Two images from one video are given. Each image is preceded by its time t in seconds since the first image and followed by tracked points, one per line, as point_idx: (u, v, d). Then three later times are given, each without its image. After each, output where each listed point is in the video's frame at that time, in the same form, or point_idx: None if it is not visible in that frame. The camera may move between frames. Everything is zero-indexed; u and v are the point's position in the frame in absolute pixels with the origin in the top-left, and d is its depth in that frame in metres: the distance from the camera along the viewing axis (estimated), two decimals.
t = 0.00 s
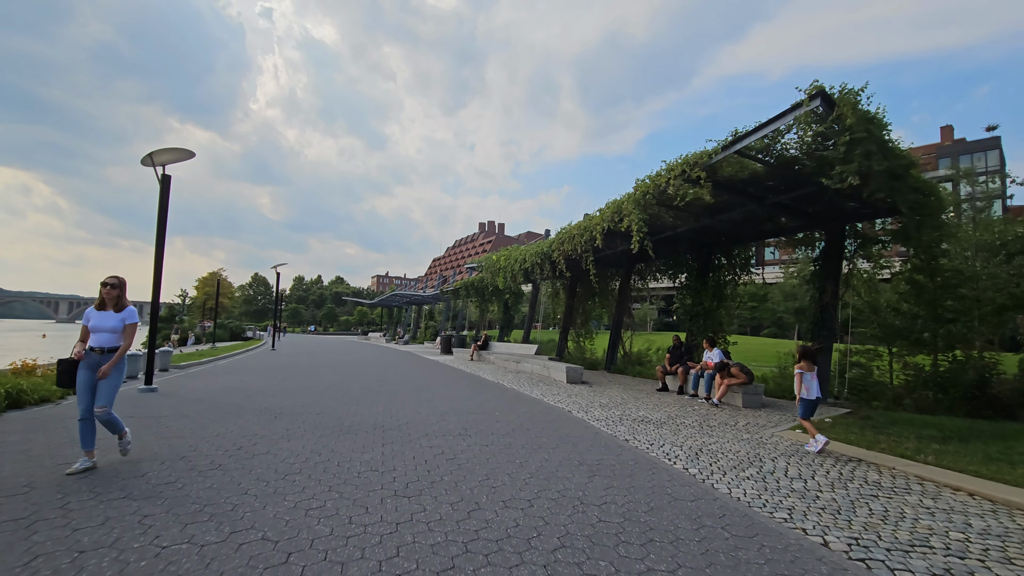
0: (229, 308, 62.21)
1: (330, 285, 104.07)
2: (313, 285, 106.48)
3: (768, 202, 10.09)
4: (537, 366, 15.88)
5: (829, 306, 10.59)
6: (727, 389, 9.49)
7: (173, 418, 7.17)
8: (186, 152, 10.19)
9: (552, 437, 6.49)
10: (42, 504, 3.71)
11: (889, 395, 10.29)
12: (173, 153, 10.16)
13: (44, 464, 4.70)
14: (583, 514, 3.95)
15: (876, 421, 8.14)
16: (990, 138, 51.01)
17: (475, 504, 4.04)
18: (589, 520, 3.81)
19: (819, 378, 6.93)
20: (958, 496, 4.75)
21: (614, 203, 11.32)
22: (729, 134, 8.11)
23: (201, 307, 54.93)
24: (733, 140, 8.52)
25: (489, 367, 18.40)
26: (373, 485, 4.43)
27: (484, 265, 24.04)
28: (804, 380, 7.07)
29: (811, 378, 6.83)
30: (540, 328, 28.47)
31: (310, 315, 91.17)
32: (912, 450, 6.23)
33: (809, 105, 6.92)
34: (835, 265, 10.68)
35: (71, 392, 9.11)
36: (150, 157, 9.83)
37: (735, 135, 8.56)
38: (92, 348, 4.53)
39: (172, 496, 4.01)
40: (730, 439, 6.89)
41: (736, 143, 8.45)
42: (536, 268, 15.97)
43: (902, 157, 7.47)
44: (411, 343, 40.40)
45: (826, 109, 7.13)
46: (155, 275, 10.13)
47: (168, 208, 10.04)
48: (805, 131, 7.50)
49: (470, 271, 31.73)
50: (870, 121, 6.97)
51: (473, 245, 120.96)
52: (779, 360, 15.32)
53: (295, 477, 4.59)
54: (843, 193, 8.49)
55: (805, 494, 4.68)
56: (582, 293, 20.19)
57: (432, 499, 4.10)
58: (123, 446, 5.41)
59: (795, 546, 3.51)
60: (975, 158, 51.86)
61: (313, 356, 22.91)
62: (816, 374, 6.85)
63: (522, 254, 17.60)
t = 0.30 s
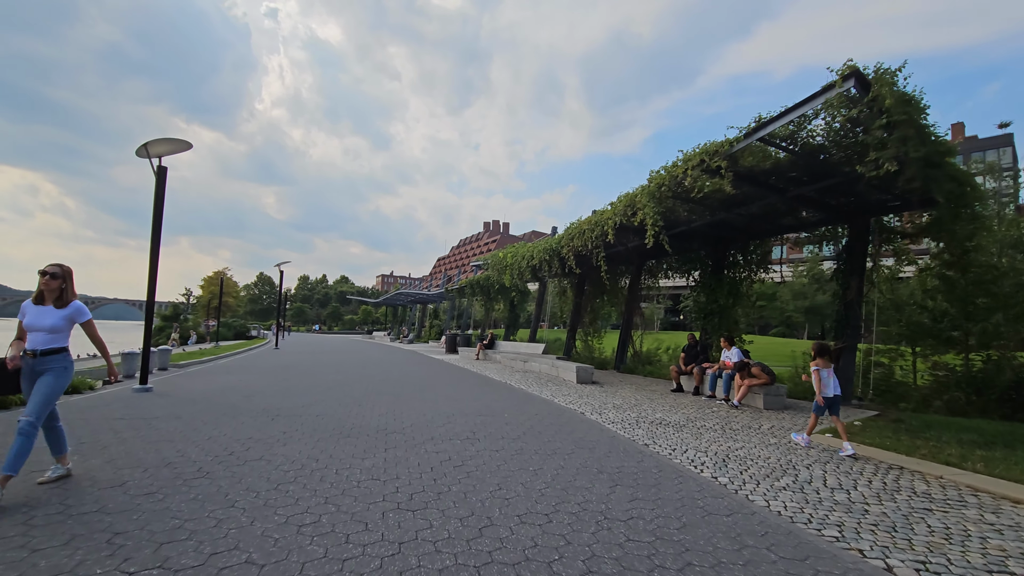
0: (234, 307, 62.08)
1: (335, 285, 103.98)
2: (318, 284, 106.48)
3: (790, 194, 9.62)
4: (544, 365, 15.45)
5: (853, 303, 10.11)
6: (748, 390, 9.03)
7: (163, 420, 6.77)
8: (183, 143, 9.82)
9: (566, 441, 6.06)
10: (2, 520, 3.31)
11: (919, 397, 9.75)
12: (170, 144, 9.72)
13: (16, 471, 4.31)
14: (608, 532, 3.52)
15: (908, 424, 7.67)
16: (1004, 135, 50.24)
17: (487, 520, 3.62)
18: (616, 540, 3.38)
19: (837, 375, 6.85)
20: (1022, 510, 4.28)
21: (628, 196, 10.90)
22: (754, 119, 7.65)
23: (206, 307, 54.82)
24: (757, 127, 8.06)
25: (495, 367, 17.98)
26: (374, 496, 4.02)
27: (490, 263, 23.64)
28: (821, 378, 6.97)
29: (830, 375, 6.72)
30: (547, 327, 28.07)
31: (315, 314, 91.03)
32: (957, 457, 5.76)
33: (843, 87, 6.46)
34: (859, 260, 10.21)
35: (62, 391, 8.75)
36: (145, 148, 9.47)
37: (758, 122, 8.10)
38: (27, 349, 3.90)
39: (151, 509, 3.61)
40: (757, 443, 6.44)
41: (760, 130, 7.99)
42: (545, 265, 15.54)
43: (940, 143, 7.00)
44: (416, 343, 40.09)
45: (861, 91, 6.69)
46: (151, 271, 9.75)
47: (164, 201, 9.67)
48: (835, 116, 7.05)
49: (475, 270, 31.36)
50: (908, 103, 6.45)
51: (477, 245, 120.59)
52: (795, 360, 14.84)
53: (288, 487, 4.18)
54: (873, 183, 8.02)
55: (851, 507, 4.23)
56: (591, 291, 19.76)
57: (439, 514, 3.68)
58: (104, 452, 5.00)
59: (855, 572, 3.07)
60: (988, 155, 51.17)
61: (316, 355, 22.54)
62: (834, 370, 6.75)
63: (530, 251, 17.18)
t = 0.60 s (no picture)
0: (238, 308, 61.86)
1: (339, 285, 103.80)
2: (322, 284, 106.27)
3: (813, 189, 9.13)
4: (553, 368, 14.98)
5: (880, 303, 9.60)
6: (771, 396, 8.56)
7: (151, 430, 6.34)
8: (176, 138, 9.40)
9: (582, 454, 5.60)
10: None
11: (951, 403, 9.20)
12: (163, 138, 9.34)
13: None
14: (641, 569, 3.06)
15: (946, 433, 7.18)
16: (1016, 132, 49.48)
17: (501, 554, 3.16)
18: None
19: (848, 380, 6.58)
20: None
21: (641, 192, 10.44)
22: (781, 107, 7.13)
23: (209, 307, 54.62)
24: (782, 117, 7.54)
25: (502, 369, 17.54)
26: (373, 523, 3.57)
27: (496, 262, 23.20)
28: (830, 384, 6.75)
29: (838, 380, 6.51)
30: (554, 327, 27.61)
31: (320, 315, 90.82)
32: (1011, 473, 5.26)
33: (882, 69, 5.94)
34: (886, 257, 9.70)
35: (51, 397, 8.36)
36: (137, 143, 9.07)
37: (784, 111, 7.58)
38: None
39: (118, 541, 3.17)
40: (788, 455, 5.97)
41: (786, 119, 7.47)
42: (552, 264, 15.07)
43: (984, 131, 6.49)
44: (420, 343, 39.70)
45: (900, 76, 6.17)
46: (144, 271, 9.34)
47: (157, 198, 9.26)
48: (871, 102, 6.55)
49: (481, 269, 30.93)
50: (952, 87, 5.95)
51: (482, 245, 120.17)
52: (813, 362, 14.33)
53: (277, 511, 3.73)
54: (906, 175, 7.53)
55: (910, 535, 3.75)
56: (599, 290, 19.30)
57: (447, 547, 3.22)
58: (79, 469, 4.58)
59: None
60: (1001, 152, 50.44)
61: (319, 356, 22.15)
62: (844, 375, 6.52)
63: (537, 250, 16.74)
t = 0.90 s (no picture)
0: (241, 308, 61.65)
1: (343, 286, 103.56)
2: (325, 285, 106.09)
3: (839, 179, 8.66)
4: (561, 369, 14.54)
5: (909, 300, 9.13)
6: (797, 398, 8.10)
7: (138, 434, 5.93)
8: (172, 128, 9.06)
9: (602, 462, 5.15)
10: None
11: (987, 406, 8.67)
12: (157, 128, 8.99)
13: None
14: None
15: (989, 438, 6.71)
16: None
17: None
18: None
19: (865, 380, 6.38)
20: None
21: (655, 184, 9.99)
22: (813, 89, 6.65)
23: (212, 307, 54.39)
24: (813, 99, 7.06)
25: (508, 369, 17.10)
26: (375, 546, 3.12)
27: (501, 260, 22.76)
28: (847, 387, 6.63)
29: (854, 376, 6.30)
30: (560, 327, 27.15)
31: (324, 315, 90.63)
32: None
33: (928, 46, 5.62)
34: (916, 251, 9.23)
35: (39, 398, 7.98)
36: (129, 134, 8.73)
37: (814, 93, 7.09)
38: None
39: (81, 568, 2.74)
40: (825, 463, 5.51)
41: (817, 102, 6.99)
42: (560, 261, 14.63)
43: None
44: (424, 343, 39.31)
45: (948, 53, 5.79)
46: (137, 266, 8.96)
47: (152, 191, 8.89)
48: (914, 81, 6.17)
49: (485, 268, 30.50)
50: (1003, 63, 5.53)
51: (486, 245, 119.79)
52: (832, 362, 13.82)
53: (266, 531, 3.29)
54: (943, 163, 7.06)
55: (988, 559, 3.28)
56: (608, 288, 18.85)
57: None
58: (52, 479, 4.16)
59: None
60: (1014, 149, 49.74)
61: (321, 357, 21.75)
62: (861, 373, 6.35)
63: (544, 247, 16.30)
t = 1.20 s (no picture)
0: (245, 308, 61.43)
1: (346, 286, 103.36)
2: (329, 284, 105.94)
3: (866, 173, 8.19)
4: (569, 371, 14.06)
5: (941, 300, 8.69)
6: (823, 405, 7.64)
7: (121, 445, 5.52)
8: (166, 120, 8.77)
9: (624, 479, 4.70)
10: None
11: None
12: (149, 121, 8.61)
13: None
14: None
15: None
16: None
17: None
18: None
19: (879, 381, 6.22)
20: None
21: (670, 179, 9.55)
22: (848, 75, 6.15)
23: (216, 307, 54.17)
24: (845, 85, 6.56)
25: (514, 371, 16.68)
26: None
27: (506, 260, 22.33)
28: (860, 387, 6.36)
29: (867, 373, 6.16)
30: (566, 328, 26.71)
31: (327, 315, 90.36)
32: None
33: (981, 20, 5.13)
34: (947, 249, 8.77)
35: (23, 404, 7.60)
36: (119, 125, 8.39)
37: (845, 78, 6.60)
38: None
39: None
40: (866, 479, 5.04)
41: (849, 88, 6.49)
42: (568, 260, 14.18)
43: None
44: (428, 344, 38.94)
45: (1002, 28, 5.32)
46: (128, 265, 8.56)
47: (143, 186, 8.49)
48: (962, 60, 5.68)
49: (490, 268, 30.08)
50: None
51: (490, 245, 119.36)
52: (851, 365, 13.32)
53: (247, 568, 2.86)
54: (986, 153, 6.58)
55: None
56: (616, 288, 18.39)
57: None
58: (15, 501, 3.75)
59: None
60: None
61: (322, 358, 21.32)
62: (874, 373, 6.19)
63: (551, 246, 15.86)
